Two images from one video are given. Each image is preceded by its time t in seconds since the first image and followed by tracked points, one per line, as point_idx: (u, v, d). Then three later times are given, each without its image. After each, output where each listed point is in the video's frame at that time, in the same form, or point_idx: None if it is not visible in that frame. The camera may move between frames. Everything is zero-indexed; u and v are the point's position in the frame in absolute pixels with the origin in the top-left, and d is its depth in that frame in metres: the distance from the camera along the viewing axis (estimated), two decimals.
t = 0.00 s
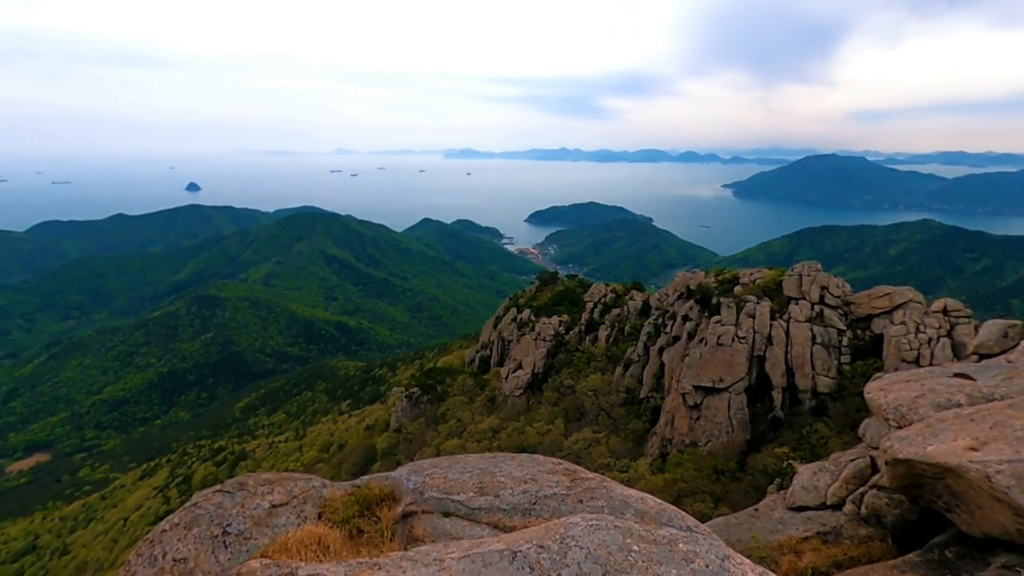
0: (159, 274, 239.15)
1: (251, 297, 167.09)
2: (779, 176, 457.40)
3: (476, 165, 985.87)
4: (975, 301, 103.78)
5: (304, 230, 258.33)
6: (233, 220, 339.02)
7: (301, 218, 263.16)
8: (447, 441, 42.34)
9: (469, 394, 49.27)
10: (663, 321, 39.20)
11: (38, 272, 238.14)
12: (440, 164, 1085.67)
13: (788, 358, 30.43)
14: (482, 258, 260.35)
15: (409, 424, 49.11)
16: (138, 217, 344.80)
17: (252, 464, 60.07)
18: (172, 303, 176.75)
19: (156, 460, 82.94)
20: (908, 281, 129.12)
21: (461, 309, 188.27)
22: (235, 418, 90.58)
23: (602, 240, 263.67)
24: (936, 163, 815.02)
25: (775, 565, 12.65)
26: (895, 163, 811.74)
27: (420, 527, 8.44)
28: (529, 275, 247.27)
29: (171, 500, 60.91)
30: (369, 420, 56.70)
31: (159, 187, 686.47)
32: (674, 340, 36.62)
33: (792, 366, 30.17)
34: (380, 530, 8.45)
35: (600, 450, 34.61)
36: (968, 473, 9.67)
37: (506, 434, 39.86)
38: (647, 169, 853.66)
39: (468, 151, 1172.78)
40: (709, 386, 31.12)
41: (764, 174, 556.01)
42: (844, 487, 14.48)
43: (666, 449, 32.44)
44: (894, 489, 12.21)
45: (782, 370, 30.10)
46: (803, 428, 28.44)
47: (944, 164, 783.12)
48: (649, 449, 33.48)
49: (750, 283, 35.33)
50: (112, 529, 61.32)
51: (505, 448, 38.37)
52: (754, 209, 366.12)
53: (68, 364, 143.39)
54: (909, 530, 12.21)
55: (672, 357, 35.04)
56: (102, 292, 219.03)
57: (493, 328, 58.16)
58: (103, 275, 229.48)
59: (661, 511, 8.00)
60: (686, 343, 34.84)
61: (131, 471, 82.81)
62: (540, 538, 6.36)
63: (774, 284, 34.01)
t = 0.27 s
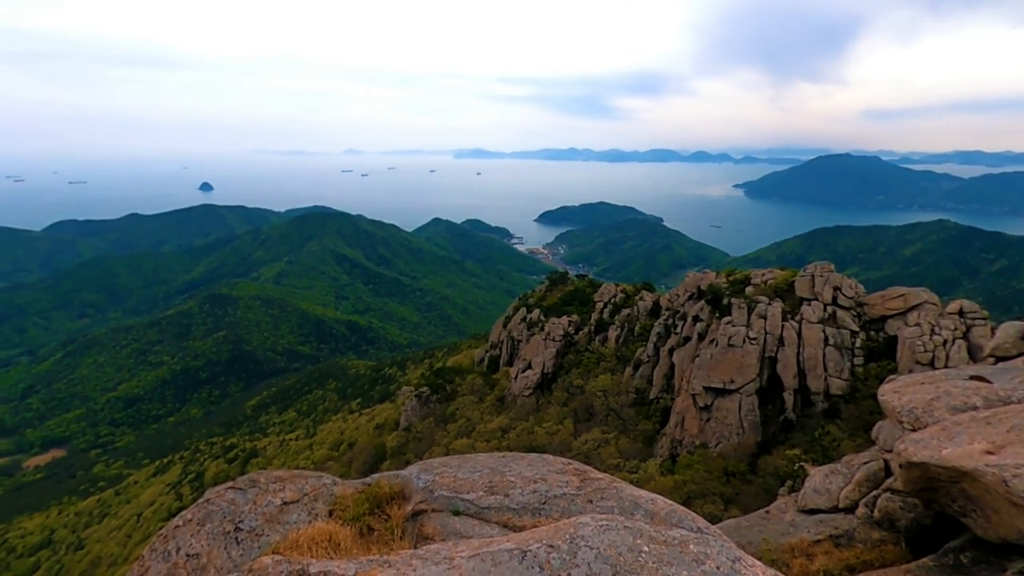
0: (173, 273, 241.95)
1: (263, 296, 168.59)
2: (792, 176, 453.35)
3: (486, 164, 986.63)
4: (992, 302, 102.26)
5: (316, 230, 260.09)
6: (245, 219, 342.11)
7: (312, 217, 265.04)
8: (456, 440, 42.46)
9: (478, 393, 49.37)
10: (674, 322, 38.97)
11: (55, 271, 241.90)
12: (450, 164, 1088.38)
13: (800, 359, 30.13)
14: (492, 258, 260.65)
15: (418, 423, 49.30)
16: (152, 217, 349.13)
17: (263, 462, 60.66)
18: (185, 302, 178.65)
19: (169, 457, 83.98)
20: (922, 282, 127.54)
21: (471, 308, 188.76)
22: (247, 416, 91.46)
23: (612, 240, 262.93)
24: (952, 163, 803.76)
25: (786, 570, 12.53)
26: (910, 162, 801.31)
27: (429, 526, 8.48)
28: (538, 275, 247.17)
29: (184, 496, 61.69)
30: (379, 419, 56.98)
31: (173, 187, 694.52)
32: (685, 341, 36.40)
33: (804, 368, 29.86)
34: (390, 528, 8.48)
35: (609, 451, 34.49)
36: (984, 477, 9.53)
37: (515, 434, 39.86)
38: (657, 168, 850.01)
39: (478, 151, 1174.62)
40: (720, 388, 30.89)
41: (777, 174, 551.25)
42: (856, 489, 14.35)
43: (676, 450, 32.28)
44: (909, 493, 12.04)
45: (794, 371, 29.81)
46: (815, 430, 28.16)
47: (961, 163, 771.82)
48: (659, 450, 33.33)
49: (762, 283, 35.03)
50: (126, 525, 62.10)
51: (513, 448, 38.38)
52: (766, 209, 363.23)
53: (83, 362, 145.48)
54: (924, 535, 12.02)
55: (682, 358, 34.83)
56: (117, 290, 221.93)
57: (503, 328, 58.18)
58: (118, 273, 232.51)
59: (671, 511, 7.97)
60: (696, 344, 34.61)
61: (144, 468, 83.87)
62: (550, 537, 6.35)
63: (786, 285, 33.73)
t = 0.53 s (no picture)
0: (180, 271, 243.40)
1: (270, 295, 169.43)
2: (800, 175, 450.54)
3: (492, 163, 986.32)
4: (1002, 302, 101.34)
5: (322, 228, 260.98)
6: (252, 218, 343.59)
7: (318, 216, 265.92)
8: (461, 439, 42.52)
9: (483, 392, 49.42)
10: (680, 321, 38.83)
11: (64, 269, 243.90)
12: (456, 162, 1088.88)
13: (808, 359, 29.94)
14: (498, 257, 260.76)
15: (424, 421, 49.41)
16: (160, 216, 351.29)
17: (269, 459, 60.95)
18: (192, 300, 179.85)
19: (177, 454, 84.57)
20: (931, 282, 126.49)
21: (477, 307, 189.11)
22: (254, 414, 92.00)
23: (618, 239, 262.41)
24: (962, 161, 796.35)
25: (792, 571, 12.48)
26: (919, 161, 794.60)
27: (436, 524, 8.52)
28: (544, 274, 247.01)
29: (191, 493, 62.20)
30: (384, 417, 57.16)
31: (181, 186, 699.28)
32: (691, 340, 36.29)
33: (811, 368, 29.71)
34: (396, 526, 8.51)
35: (615, 450, 34.46)
36: (993, 478, 9.46)
37: (521, 433, 39.87)
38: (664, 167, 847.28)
39: (484, 150, 1174.81)
40: (726, 387, 30.78)
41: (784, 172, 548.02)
42: (864, 490, 14.27)
43: (682, 450, 32.20)
44: (917, 494, 11.96)
45: (801, 371, 29.63)
46: (822, 430, 28.00)
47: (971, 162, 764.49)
48: (665, 449, 33.26)
49: (769, 283, 34.86)
50: (134, 521, 62.66)
51: (519, 446, 38.41)
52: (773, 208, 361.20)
53: (92, 359, 146.80)
54: (932, 537, 11.94)
55: (688, 357, 34.75)
56: (126, 289, 223.75)
57: (508, 327, 58.19)
58: (127, 271, 234.40)
59: (677, 511, 7.97)
60: (703, 343, 34.47)
61: (153, 465, 84.61)
62: (556, 536, 6.37)
63: (793, 284, 33.55)
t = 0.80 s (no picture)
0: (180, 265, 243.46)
1: (271, 288, 169.66)
2: (801, 167, 449.08)
3: (492, 156, 982.66)
4: (1002, 295, 101.43)
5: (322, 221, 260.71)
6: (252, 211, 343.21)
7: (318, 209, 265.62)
8: (461, 431, 42.72)
9: (484, 384, 49.62)
10: (680, 313, 38.86)
11: (64, 263, 243.75)
12: (455, 155, 1087.06)
13: (807, 352, 29.99)
14: (498, 250, 260.54)
15: (424, 413, 49.61)
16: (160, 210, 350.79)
17: (271, 452, 61.35)
18: (192, 294, 179.96)
19: (178, 447, 85.06)
20: (932, 275, 126.46)
21: (477, 300, 189.33)
22: (255, 407, 92.44)
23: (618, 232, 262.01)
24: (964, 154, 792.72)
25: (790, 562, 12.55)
26: (920, 153, 792.34)
27: (436, 515, 8.57)
28: (544, 267, 246.84)
29: (193, 485, 62.53)
30: (385, 410, 57.39)
31: (181, 180, 698.22)
32: (691, 333, 36.26)
33: (810, 360, 29.73)
34: (397, 518, 8.55)
35: (615, 442, 34.63)
36: (991, 469, 9.50)
37: (521, 425, 40.06)
38: (664, 160, 844.59)
39: (484, 142, 1170.96)
40: (725, 379, 30.87)
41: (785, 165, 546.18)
42: (863, 482, 14.30)
43: (682, 442, 32.33)
44: (916, 486, 11.99)
45: (801, 363, 29.67)
46: (822, 422, 28.09)
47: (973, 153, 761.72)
48: (664, 442, 33.39)
49: (770, 275, 34.86)
50: (136, 513, 63.04)
51: (520, 438, 38.62)
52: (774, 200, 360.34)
53: (93, 353, 147.07)
54: (931, 527, 11.97)
55: (688, 350, 34.79)
56: (126, 282, 223.85)
57: (509, 320, 58.24)
58: (127, 265, 234.38)
59: (676, 502, 8.02)
60: (703, 336, 34.51)
61: (154, 457, 85.04)
62: (556, 526, 6.38)
63: (793, 277, 33.55)
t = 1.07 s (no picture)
0: (168, 250, 240.59)
1: (260, 273, 168.38)
2: (791, 149, 449.32)
3: (483, 139, 973.53)
4: (987, 275, 102.74)
5: (311, 206, 258.13)
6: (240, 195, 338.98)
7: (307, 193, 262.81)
8: (454, 414, 43.02)
9: (476, 367, 49.87)
10: (670, 296, 39.04)
11: (48, 249, 240.10)
12: (445, 137, 1076.64)
13: (796, 333, 30.32)
14: (489, 233, 259.56)
15: (416, 397, 49.85)
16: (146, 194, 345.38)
17: (263, 437, 61.43)
18: (181, 279, 178.28)
19: (171, 432, 84.95)
20: (919, 256, 127.63)
21: (468, 284, 188.94)
22: (247, 392, 92.27)
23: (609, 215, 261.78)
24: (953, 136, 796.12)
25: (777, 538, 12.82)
26: (909, 134, 795.91)
27: (429, 497, 8.63)
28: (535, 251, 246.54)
29: (186, 470, 62.61)
30: (378, 394, 57.59)
31: (167, 164, 687.68)
32: (681, 315, 36.51)
33: (799, 341, 30.07)
34: (390, 500, 8.59)
35: (606, 423, 35.07)
36: (974, 446, 9.69)
37: (513, 407, 40.40)
38: (656, 142, 841.39)
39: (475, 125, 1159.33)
40: (715, 361, 31.18)
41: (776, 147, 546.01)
42: (849, 460, 14.59)
43: (672, 423, 32.72)
44: (900, 463, 12.25)
45: (789, 344, 30.02)
46: (809, 401, 28.54)
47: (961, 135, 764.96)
48: (655, 422, 33.84)
49: (759, 258, 35.07)
50: (130, 498, 63.11)
51: (512, 421, 38.97)
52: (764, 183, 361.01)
53: (81, 339, 145.68)
54: (914, 503, 12.27)
55: (678, 332, 35.06)
56: (113, 268, 221.02)
57: (500, 304, 58.30)
58: (113, 250, 231.24)
59: (666, 482, 8.10)
60: (693, 318, 34.71)
61: (146, 443, 84.85)
62: (548, 507, 6.45)
63: (783, 259, 33.78)
